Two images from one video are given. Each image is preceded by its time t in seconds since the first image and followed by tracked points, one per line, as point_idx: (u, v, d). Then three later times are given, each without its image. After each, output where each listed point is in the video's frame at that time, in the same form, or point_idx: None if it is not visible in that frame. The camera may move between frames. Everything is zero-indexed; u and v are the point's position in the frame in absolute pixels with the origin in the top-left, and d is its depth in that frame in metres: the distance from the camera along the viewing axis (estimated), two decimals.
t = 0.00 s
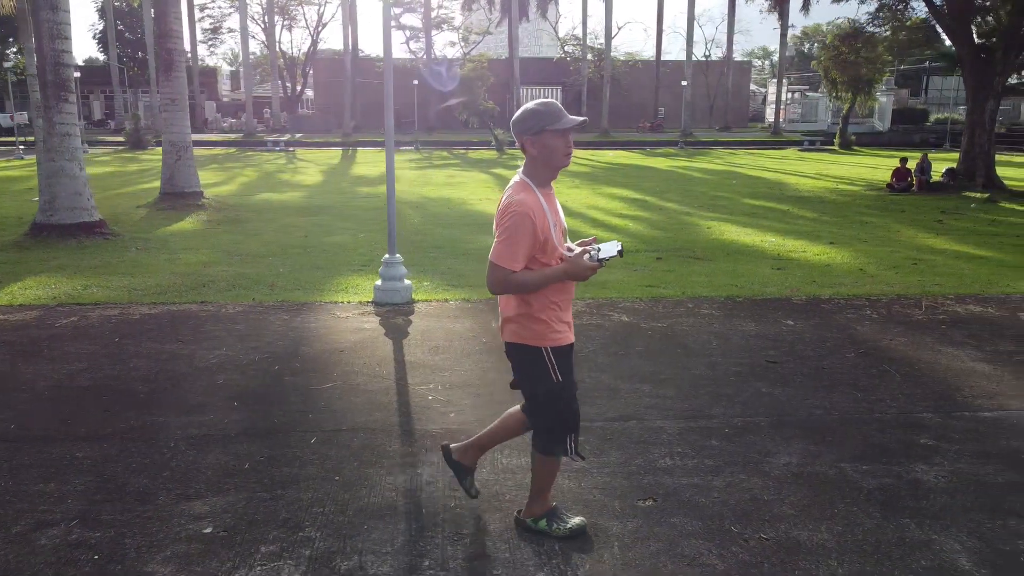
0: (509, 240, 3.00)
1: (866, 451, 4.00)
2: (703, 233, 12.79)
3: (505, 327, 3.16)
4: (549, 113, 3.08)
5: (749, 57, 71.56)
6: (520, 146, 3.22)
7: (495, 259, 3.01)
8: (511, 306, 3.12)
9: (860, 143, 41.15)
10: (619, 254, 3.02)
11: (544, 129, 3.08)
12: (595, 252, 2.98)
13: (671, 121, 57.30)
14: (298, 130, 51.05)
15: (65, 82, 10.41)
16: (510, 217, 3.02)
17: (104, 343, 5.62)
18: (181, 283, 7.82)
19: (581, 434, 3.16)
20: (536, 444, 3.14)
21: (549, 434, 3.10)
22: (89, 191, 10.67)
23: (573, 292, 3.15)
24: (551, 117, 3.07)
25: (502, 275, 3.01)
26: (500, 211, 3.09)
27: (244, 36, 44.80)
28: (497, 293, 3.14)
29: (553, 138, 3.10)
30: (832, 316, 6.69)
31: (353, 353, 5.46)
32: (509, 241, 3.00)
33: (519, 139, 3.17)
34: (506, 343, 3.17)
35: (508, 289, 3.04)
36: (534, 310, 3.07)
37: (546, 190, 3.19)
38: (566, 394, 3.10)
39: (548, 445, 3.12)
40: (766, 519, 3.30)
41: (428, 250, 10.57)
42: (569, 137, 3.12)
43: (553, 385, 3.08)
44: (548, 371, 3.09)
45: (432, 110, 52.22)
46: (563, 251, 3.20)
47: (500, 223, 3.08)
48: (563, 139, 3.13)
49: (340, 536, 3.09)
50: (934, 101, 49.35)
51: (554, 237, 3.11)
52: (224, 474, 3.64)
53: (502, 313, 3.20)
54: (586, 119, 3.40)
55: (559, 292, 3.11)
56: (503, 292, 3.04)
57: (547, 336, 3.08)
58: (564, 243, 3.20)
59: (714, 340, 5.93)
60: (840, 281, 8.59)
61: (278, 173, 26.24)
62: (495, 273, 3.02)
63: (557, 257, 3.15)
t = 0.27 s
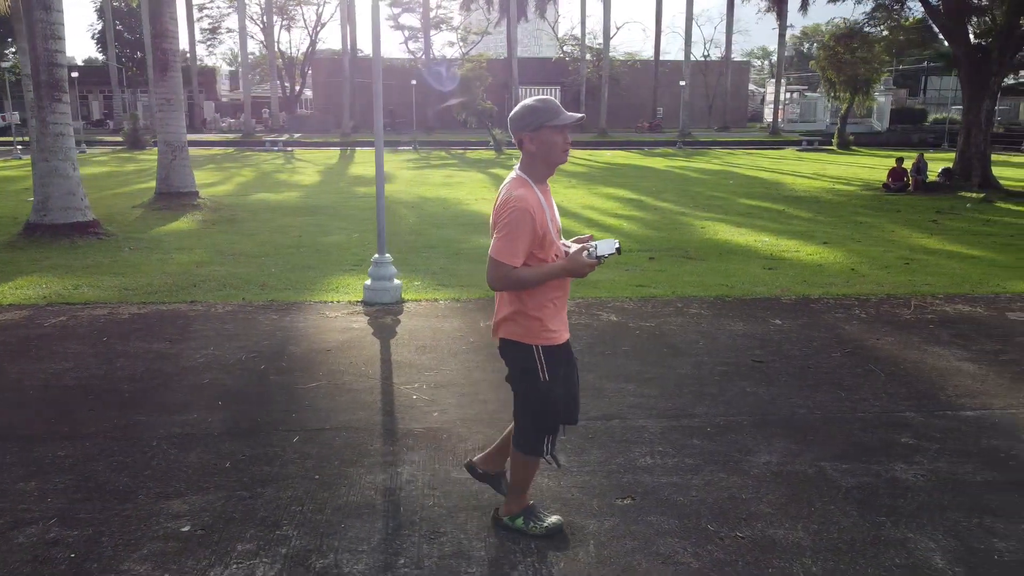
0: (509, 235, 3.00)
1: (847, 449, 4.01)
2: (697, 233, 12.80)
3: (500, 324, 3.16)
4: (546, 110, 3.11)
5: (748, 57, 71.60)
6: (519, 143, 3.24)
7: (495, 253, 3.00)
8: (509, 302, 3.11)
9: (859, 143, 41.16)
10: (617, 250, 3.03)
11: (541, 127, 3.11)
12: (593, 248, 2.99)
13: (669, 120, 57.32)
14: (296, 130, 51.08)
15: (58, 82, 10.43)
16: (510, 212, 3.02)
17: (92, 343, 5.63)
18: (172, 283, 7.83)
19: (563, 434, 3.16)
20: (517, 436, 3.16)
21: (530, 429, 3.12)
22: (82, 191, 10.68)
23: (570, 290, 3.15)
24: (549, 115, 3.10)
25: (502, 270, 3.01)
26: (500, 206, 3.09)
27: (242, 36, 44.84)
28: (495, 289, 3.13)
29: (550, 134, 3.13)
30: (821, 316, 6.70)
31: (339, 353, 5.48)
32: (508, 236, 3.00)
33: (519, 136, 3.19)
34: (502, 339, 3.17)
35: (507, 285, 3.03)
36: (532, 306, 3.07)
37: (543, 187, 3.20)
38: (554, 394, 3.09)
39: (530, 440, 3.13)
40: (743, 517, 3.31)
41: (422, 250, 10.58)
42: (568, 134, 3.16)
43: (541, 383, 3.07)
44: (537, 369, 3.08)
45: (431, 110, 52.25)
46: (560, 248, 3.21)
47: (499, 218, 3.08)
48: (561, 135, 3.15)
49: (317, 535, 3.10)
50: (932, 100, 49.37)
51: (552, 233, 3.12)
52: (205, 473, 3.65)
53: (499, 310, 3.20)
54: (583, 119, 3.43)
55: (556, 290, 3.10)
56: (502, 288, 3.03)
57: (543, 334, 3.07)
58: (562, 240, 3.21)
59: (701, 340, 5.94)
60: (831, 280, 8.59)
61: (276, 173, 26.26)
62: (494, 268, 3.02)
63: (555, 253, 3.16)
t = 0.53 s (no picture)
0: (509, 232, 3.02)
1: (828, 448, 4.02)
2: (691, 233, 12.81)
3: (494, 322, 3.19)
4: (544, 107, 3.13)
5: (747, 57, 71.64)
6: (514, 140, 3.26)
7: (494, 251, 3.02)
8: (503, 300, 3.13)
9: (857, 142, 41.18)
10: (611, 249, 3.09)
11: (539, 124, 3.14)
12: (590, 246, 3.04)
13: (668, 120, 57.34)
14: (295, 130, 51.10)
15: (51, 82, 10.46)
16: (509, 209, 3.04)
17: (79, 343, 5.64)
18: (163, 283, 7.84)
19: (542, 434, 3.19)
20: (497, 431, 3.17)
21: (512, 426, 3.13)
22: (75, 191, 10.70)
23: (563, 288, 3.20)
24: (547, 112, 3.13)
25: (500, 267, 3.03)
26: (498, 204, 3.11)
27: (240, 36, 44.87)
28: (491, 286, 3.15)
29: (548, 132, 3.16)
30: (809, 315, 6.70)
31: (325, 352, 5.49)
32: (507, 234, 3.02)
33: (516, 133, 3.21)
34: (493, 336, 3.19)
35: (506, 283, 3.06)
36: (527, 305, 3.10)
37: (539, 184, 3.23)
38: (539, 393, 3.13)
39: (510, 436, 3.14)
40: (719, 516, 3.32)
41: (415, 250, 10.60)
42: (564, 133, 3.19)
43: (527, 382, 3.11)
44: (524, 368, 3.12)
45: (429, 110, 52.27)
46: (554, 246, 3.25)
47: (496, 215, 3.09)
48: (558, 133, 3.19)
49: (293, 533, 3.11)
50: (930, 100, 49.41)
51: (548, 231, 3.16)
52: (185, 471, 3.65)
53: (492, 307, 3.22)
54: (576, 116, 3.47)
55: (551, 288, 3.14)
56: (501, 285, 3.05)
57: (537, 332, 3.11)
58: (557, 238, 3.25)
59: (688, 339, 5.95)
60: (821, 280, 8.59)
61: (273, 173, 26.28)
62: (493, 265, 3.04)
63: (550, 251, 3.20)
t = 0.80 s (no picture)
0: (508, 232, 3.02)
1: (808, 446, 4.03)
2: (685, 232, 12.81)
3: (488, 322, 3.19)
4: (543, 108, 3.15)
5: (745, 57, 71.66)
6: (512, 140, 3.26)
7: (493, 250, 3.02)
8: (499, 299, 3.13)
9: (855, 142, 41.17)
10: (608, 249, 3.11)
11: (537, 125, 3.15)
12: (587, 246, 3.05)
13: (667, 120, 57.38)
14: (293, 130, 51.11)
15: (44, 82, 10.47)
16: (508, 209, 3.04)
17: (67, 342, 5.66)
18: (154, 282, 7.85)
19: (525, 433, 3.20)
20: (480, 427, 3.18)
21: (496, 425, 3.14)
22: (69, 191, 10.71)
23: (558, 289, 3.21)
24: (545, 113, 3.15)
25: (499, 267, 3.03)
26: (497, 204, 3.11)
27: (239, 36, 44.90)
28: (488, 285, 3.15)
29: (546, 133, 3.17)
30: (798, 315, 6.70)
31: (312, 352, 5.50)
32: (506, 234, 3.02)
33: (513, 134, 3.21)
34: (487, 336, 3.20)
35: (504, 282, 3.06)
36: (523, 305, 3.11)
37: (535, 184, 3.24)
38: (526, 393, 3.14)
39: (495, 435, 3.15)
40: (695, 514, 3.33)
41: (408, 249, 10.60)
42: (562, 134, 3.20)
43: (515, 380, 3.13)
44: (512, 367, 3.13)
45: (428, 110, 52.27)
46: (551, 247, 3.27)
47: (494, 214, 3.09)
48: (555, 133, 3.20)
49: (271, 531, 3.12)
50: (928, 100, 49.40)
51: (545, 231, 3.17)
52: (166, 470, 3.66)
53: (487, 307, 3.23)
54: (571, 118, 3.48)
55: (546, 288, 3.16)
56: (500, 285, 3.05)
57: (531, 333, 3.12)
58: (553, 239, 3.27)
59: (675, 338, 5.96)
60: (812, 280, 8.59)
61: (271, 172, 26.29)
62: (491, 265, 3.04)
63: (546, 252, 3.21)
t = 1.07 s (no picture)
0: (508, 233, 3.02)
1: (789, 445, 4.04)
2: (679, 232, 12.82)
3: (484, 322, 3.20)
4: (541, 111, 3.15)
5: (744, 57, 71.66)
6: (509, 142, 3.26)
7: (492, 252, 3.02)
8: (497, 300, 3.14)
9: (853, 142, 41.17)
10: (605, 250, 3.12)
11: (535, 127, 3.15)
12: (584, 247, 3.06)
13: (665, 121, 57.40)
14: (291, 130, 51.10)
15: (38, 82, 10.49)
16: (508, 210, 3.04)
17: (55, 341, 5.67)
18: (145, 282, 7.86)
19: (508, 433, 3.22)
20: (465, 423, 3.19)
21: (482, 420, 3.16)
22: (63, 191, 10.72)
23: (555, 290, 3.23)
24: (543, 115, 3.14)
25: (497, 268, 3.04)
26: (495, 205, 3.11)
27: (238, 37, 44.95)
28: (486, 286, 3.15)
29: (544, 134, 3.16)
30: (786, 315, 6.72)
31: (299, 351, 5.51)
32: (505, 235, 3.03)
33: (512, 136, 3.20)
34: (482, 337, 3.21)
35: (504, 283, 3.07)
36: (521, 306, 3.12)
37: (533, 186, 3.24)
38: (515, 394, 3.17)
39: (480, 431, 3.16)
40: (672, 512, 3.34)
41: (401, 250, 10.61)
42: (559, 136, 3.20)
43: (505, 380, 3.15)
44: (504, 367, 3.15)
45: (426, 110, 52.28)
46: (547, 248, 3.27)
47: (493, 216, 3.09)
48: (553, 135, 3.20)
49: (248, 530, 3.13)
50: (927, 101, 49.41)
51: (542, 233, 3.18)
52: (147, 469, 3.68)
53: (484, 308, 3.24)
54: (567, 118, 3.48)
55: (543, 289, 3.17)
56: (500, 286, 3.06)
57: (527, 334, 3.14)
58: (550, 240, 3.28)
59: (662, 338, 5.98)
60: (802, 280, 8.60)
61: (268, 173, 26.30)
62: (491, 266, 3.05)
63: (544, 253, 3.21)
